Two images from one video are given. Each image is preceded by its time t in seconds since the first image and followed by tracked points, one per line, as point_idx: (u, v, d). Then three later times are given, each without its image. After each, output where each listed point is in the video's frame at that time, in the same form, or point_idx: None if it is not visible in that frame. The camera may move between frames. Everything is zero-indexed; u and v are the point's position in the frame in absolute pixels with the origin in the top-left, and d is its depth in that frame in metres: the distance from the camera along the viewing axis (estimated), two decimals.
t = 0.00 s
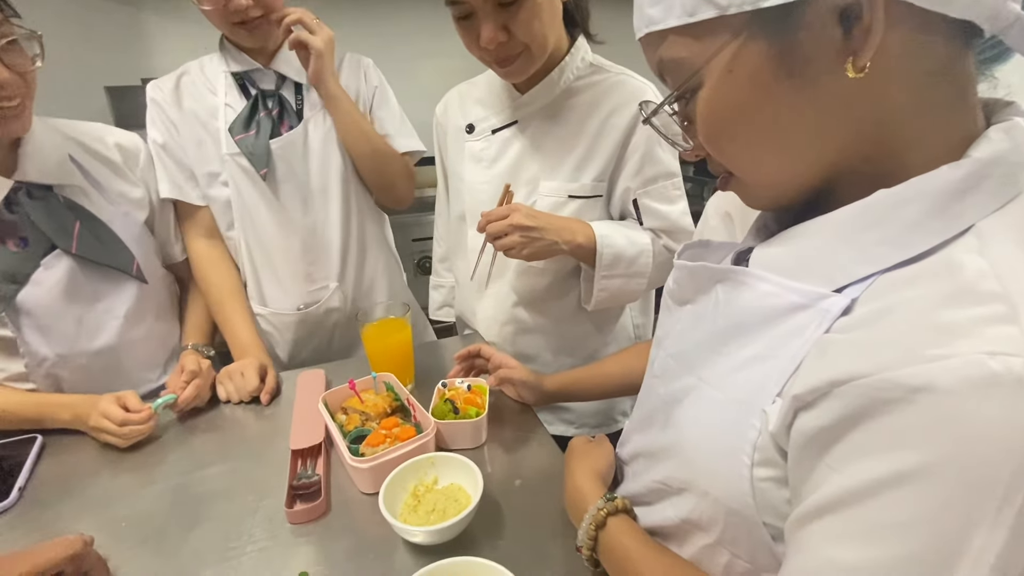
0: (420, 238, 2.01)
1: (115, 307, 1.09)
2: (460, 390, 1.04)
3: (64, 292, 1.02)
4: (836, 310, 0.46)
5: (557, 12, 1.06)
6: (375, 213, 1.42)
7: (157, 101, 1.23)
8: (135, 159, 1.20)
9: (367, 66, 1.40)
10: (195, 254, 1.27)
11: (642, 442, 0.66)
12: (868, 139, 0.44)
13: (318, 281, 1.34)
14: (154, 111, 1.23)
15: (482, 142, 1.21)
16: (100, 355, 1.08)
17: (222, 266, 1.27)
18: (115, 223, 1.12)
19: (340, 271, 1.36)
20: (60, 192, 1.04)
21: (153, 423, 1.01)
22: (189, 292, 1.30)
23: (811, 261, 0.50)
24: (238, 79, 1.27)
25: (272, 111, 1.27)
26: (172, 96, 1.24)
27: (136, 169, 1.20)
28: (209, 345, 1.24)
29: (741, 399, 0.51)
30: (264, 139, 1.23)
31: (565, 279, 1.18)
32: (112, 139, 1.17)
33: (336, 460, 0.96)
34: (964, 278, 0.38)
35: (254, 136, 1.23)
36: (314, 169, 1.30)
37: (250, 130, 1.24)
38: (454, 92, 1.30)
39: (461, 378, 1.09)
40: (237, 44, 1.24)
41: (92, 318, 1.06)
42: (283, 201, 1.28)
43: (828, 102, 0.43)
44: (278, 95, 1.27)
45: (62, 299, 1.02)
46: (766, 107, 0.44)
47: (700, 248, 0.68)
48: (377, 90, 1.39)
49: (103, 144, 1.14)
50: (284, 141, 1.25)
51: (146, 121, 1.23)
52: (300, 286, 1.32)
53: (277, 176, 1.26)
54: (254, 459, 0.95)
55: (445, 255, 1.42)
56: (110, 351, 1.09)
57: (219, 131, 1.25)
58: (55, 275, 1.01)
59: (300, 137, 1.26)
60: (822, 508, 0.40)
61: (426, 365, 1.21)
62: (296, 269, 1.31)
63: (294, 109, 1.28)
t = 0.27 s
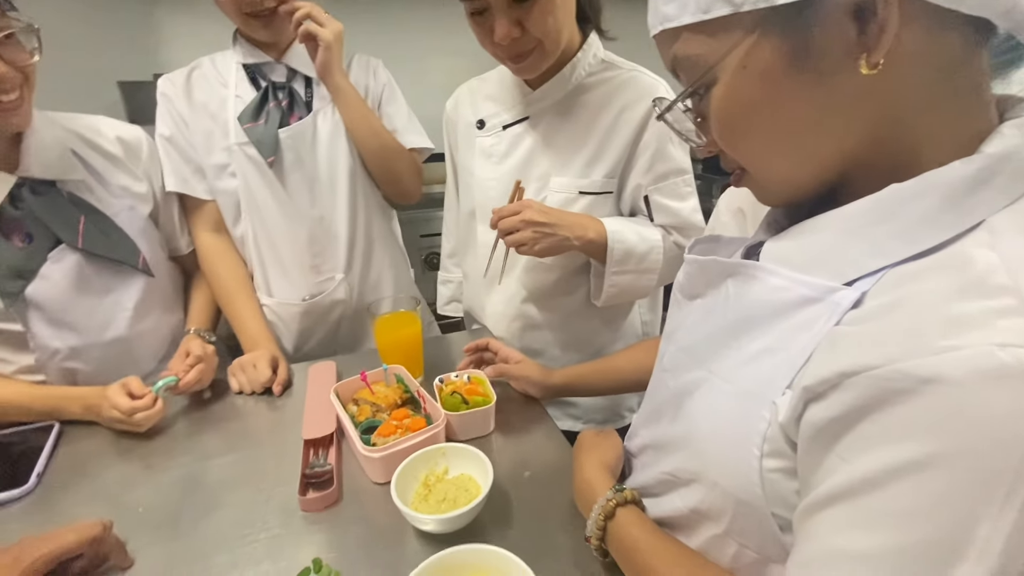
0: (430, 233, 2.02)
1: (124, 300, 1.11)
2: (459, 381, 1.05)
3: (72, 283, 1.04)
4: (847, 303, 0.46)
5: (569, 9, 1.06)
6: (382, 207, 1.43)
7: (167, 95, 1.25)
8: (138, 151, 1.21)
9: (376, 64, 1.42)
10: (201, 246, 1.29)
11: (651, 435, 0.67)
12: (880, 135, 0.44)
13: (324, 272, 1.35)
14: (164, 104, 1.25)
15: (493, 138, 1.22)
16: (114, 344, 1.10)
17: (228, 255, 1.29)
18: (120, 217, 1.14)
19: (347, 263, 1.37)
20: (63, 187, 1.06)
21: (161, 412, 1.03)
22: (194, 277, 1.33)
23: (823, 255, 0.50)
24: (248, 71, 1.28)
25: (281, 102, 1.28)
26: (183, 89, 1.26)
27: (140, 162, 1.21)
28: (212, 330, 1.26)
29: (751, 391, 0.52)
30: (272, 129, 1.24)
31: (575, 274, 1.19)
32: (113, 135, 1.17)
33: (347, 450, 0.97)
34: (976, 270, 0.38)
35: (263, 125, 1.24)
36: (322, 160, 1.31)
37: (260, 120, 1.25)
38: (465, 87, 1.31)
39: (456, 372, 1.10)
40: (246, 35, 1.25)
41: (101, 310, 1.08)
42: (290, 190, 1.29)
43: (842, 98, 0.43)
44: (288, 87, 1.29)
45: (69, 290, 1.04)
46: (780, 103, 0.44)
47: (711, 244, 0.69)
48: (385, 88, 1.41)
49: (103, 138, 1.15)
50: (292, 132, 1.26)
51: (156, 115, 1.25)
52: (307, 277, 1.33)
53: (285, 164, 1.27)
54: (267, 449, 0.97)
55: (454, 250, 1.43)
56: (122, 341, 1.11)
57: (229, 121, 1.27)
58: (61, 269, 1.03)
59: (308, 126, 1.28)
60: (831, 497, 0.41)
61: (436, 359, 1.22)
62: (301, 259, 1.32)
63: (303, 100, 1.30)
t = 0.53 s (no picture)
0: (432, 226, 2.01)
1: (114, 290, 1.11)
2: (454, 376, 1.04)
3: (62, 274, 1.04)
4: (857, 297, 0.45)
5: None
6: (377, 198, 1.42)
7: (160, 81, 1.24)
8: (128, 140, 1.18)
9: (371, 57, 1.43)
10: (195, 236, 1.26)
11: (653, 429, 0.66)
12: (896, 124, 0.43)
13: (324, 262, 1.34)
14: (157, 90, 1.24)
15: (496, 129, 1.21)
16: (106, 335, 1.11)
17: (224, 246, 1.28)
18: (110, 208, 1.12)
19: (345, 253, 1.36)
20: (51, 176, 1.05)
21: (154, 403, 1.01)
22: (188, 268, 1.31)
23: (834, 249, 0.49)
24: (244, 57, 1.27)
25: (279, 89, 1.28)
26: (177, 76, 1.25)
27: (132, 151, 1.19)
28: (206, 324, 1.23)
29: (758, 386, 0.51)
30: (272, 115, 1.25)
31: (577, 268, 1.18)
32: (105, 122, 1.15)
33: (347, 443, 0.96)
34: (992, 264, 0.37)
35: (262, 111, 1.24)
36: (322, 145, 1.31)
37: (258, 106, 1.25)
38: (469, 77, 1.29)
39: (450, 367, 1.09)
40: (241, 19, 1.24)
41: (92, 301, 1.08)
42: (289, 176, 1.29)
43: (858, 86, 0.42)
44: (285, 74, 1.29)
45: (58, 281, 1.04)
46: (794, 91, 0.43)
47: (717, 236, 0.68)
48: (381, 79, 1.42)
49: (94, 125, 1.13)
50: (291, 118, 1.26)
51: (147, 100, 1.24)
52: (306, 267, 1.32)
53: (284, 150, 1.27)
54: (265, 441, 0.96)
55: (456, 243, 1.42)
56: (113, 334, 1.11)
57: (225, 108, 1.26)
58: (50, 259, 1.02)
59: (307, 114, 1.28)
60: (840, 495, 0.40)
61: (437, 352, 1.21)
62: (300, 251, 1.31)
63: (301, 87, 1.30)
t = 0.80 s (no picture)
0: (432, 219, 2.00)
1: (108, 278, 1.10)
2: (450, 371, 1.03)
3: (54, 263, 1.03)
4: (861, 297, 0.44)
5: None
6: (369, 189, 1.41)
7: (146, 66, 1.20)
8: (121, 128, 1.17)
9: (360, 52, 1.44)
10: (189, 227, 1.24)
11: (651, 427, 0.66)
12: (903, 118, 0.42)
13: (317, 254, 1.33)
14: (141, 75, 1.19)
15: (496, 121, 1.19)
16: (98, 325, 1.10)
17: (217, 238, 1.25)
18: (101, 196, 1.11)
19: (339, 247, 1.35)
20: (44, 164, 1.04)
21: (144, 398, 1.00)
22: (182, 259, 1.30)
23: (837, 247, 0.48)
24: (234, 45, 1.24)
25: (274, 80, 1.26)
26: (164, 61, 1.21)
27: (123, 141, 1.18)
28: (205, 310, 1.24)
29: (756, 386, 0.50)
30: (269, 108, 1.23)
31: (577, 263, 1.17)
32: (97, 111, 1.15)
33: (342, 437, 0.96)
34: (1001, 264, 0.36)
35: (259, 103, 1.22)
36: (317, 139, 1.30)
37: (254, 97, 1.23)
38: (470, 68, 1.28)
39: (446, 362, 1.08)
40: (234, 7, 1.22)
41: (83, 290, 1.08)
42: (286, 168, 1.26)
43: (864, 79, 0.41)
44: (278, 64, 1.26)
45: (50, 270, 1.03)
46: (798, 83, 0.42)
47: (718, 231, 0.67)
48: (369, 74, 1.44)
49: (85, 114, 1.12)
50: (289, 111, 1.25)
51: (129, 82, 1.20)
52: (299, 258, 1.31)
53: (282, 144, 1.25)
54: (260, 433, 0.95)
55: (455, 236, 1.41)
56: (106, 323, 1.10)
57: (217, 98, 1.23)
58: (44, 248, 1.02)
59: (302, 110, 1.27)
60: (840, 498, 0.39)
61: (435, 346, 1.20)
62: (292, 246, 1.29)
63: (296, 79, 1.29)
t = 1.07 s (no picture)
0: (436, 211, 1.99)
1: (113, 268, 1.10)
2: (453, 364, 1.03)
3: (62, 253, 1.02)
4: (869, 298, 0.43)
5: None
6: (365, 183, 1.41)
7: (139, 63, 1.20)
8: (122, 120, 1.17)
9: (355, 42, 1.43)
10: (188, 219, 1.23)
11: (652, 426, 0.65)
12: (916, 115, 0.41)
13: (306, 249, 1.33)
14: (135, 73, 1.20)
15: (500, 113, 1.18)
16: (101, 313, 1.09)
17: (217, 229, 1.24)
18: (109, 186, 1.11)
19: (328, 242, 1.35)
20: (49, 155, 1.03)
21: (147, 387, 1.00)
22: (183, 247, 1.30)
23: (846, 247, 0.47)
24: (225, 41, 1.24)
25: (263, 76, 1.25)
26: (157, 57, 1.21)
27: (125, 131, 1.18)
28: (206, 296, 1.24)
29: (759, 387, 0.49)
30: (257, 104, 1.22)
31: (580, 258, 1.16)
32: (98, 102, 1.14)
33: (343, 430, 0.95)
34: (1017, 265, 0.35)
35: (246, 100, 1.21)
36: (305, 136, 1.30)
37: (241, 94, 1.22)
38: (474, 58, 1.27)
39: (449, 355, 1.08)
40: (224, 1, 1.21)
41: (91, 280, 1.07)
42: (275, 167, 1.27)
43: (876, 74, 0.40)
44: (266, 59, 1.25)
45: (59, 259, 1.02)
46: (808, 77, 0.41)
47: (723, 228, 0.66)
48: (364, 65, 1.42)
49: (87, 105, 1.12)
50: (275, 107, 1.24)
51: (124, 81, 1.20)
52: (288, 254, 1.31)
53: (268, 142, 1.25)
54: (260, 425, 0.95)
55: (458, 229, 1.40)
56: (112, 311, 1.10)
57: (208, 94, 1.22)
58: (51, 237, 1.01)
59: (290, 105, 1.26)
60: (845, 503, 0.39)
61: (436, 339, 1.20)
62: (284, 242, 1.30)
63: (284, 74, 1.28)
